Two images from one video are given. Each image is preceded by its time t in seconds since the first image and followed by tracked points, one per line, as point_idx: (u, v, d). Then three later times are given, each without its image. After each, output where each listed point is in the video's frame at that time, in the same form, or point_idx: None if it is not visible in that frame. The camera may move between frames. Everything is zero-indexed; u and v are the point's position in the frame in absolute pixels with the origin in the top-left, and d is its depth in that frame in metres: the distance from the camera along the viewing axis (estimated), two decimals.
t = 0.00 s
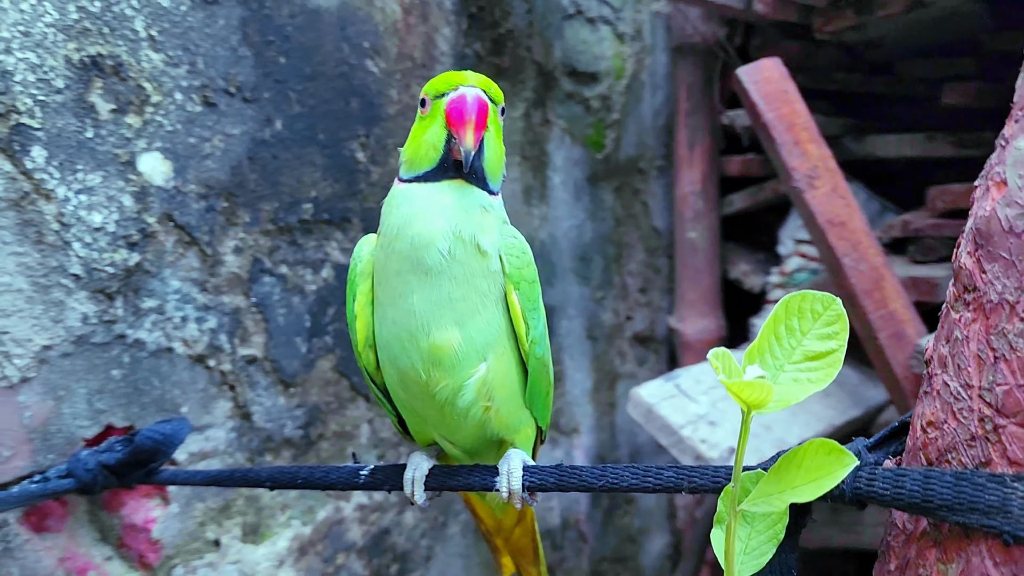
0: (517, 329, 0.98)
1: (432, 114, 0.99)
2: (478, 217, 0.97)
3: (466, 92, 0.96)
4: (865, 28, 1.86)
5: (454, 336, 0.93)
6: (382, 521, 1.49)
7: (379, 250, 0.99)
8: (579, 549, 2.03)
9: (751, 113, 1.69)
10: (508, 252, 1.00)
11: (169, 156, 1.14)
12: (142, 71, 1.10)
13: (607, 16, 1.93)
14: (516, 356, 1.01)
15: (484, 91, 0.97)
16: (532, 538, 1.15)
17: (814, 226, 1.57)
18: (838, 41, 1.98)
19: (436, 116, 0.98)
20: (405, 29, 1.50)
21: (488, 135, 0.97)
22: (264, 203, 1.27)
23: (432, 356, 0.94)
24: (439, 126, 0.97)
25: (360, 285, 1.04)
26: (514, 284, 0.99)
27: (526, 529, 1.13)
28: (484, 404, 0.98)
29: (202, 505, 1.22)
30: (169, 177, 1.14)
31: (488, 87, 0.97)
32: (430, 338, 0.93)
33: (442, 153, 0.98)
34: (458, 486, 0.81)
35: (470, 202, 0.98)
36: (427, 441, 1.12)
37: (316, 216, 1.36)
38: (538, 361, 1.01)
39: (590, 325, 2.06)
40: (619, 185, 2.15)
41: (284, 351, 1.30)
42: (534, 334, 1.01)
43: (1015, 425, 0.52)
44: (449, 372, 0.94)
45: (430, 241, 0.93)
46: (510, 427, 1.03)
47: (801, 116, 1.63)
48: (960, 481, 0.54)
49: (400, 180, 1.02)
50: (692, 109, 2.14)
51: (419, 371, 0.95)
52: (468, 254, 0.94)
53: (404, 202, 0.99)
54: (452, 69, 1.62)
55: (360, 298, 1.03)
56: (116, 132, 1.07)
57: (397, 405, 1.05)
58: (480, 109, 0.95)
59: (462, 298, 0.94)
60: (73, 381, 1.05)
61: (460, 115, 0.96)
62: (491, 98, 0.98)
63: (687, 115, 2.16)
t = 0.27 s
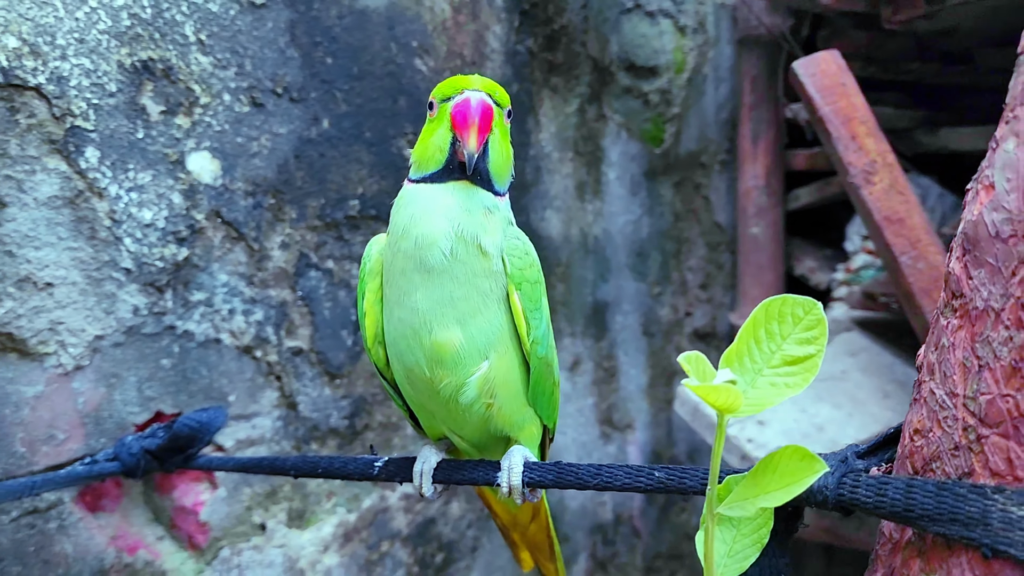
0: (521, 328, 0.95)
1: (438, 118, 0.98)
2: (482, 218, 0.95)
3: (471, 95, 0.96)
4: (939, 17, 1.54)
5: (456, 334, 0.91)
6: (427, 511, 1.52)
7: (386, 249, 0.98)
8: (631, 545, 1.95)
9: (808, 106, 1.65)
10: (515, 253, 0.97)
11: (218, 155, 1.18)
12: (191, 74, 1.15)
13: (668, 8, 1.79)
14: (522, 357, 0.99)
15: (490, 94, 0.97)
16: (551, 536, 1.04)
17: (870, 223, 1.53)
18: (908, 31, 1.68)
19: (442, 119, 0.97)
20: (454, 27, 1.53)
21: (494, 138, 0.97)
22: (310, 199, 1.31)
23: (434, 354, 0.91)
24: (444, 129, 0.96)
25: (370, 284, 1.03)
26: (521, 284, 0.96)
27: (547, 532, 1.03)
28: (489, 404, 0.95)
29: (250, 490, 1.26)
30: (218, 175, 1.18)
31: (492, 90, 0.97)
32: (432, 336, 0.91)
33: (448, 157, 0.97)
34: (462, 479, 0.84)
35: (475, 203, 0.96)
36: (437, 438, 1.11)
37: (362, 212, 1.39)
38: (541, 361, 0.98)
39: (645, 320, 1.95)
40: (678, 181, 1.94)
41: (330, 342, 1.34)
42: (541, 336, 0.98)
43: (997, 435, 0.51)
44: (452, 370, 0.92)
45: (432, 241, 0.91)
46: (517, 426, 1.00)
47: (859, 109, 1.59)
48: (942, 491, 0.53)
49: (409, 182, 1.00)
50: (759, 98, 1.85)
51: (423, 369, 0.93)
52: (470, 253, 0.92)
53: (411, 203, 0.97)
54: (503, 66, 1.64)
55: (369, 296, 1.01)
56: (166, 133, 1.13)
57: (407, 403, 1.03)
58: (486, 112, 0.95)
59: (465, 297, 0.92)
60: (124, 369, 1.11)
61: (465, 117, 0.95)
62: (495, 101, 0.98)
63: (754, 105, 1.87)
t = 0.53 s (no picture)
0: (523, 326, 0.97)
1: (446, 120, 1.00)
2: (486, 218, 0.97)
3: (479, 99, 0.98)
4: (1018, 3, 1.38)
5: (458, 332, 0.93)
6: (472, 502, 1.54)
7: (394, 249, 1.01)
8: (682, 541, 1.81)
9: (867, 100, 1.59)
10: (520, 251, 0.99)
11: (266, 154, 1.23)
12: (240, 75, 1.19)
13: None
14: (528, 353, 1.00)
15: (497, 97, 0.98)
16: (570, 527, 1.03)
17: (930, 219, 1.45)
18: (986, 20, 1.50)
19: (450, 122, 0.99)
20: (504, 25, 1.54)
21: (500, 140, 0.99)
22: (357, 196, 1.35)
23: (437, 350, 0.94)
24: (453, 132, 0.98)
25: (379, 283, 1.06)
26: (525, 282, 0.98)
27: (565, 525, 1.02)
28: (492, 399, 0.97)
29: (295, 477, 1.31)
30: (265, 173, 1.23)
31: (500, 93, 0.99)
32: (435, 333, 0.93)
33: (456, 159, 0.99)
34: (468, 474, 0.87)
35: (480, 204, 0.99)
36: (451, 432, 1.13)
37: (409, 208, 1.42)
38: (546, 358, 0.99)
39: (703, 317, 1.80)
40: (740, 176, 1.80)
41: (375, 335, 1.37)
42: (543, 333, 0.99)
43: (975, 446, 0.50)
44: (455, 366, 0.94)
45: (435, 241, 0.94)
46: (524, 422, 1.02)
47: (919, 103, 1.51)
48: (921, 500, 0.52)
49: (415, 183, 1.03)
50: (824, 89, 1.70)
51: (428, 365, 0.96)
52: (473, 252, 0.95)
53: (416, 204, 1.00)
54: (554, 62, 1.65)
55: (379, 294, 1.04)
56: (215, 133, 1.17)
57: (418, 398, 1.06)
58: (493, 116, 0.96)
59: (467, 294, 0.94)
60: (175, 359, 1.17)
61: (474, 121, 0.97)
62: (502, 104, 0.99)
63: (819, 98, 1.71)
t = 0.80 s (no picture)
0: (530, 319, 1.00)
1: (453, 118, 1.04)
2: (491, 214, 1.01)
3: (485, 96, 1.01)
4: None
5: (465, 326, 0.97)
6: (517, 493, 1.55)
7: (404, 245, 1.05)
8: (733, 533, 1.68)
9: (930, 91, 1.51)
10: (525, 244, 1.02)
11: (312, 150, 1.26)
12: (286, 74, 1.23)
13: None
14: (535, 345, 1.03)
15: (502, 95, 1.02)
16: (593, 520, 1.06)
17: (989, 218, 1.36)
18: None
19: (457, 120, 1.02)
20: (552, 19, 1.54)
21: (506, 137, 1.02)
22: (402, 190, 1.37)
23: (446, 345, 0.98)
24: (460, 129, 1.01)
25: (391, 277, 1.09)
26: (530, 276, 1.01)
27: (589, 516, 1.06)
28: (501, 391, 1.01)
29: (339, 464, 1.35)
30: (311, 168, 1.26)
31: (504, 90, 1.02)
32: (444, 328, 0.97)
33: (463, 155, 1.03)
34: (483, 464, 0.91)
35: (486, 200, 1.02)
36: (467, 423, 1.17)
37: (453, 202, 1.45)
38: (553, 350, 1.03)
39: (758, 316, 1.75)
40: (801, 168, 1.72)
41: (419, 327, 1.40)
42: (550, 325, 1.02)
43: (961, 448, 0.49)
44: (464, 360, 0.97)
45: (442, 237, 0.97)
46: (535, 412, 1.06)
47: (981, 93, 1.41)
48: (908, 502, 0.51)
49: (424, 179, 1.05)
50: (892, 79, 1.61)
51: (438, 359, 0.99)
52: (479, 248, 0.98)
53: (423, 200, 1.03)
54: (604, 56, 1.63)
55: (391, 288, 1.08)
56: (262, 129, 1.21)
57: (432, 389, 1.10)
58: (498, 112, 1.00)
59: (473, 289, 0.97)
60: (223, 347, 1.21)
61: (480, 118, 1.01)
62: (508, 101, 1.03)
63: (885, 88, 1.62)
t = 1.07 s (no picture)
0: (541, 316, 1.05)
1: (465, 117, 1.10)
2: (503, 214, 1.07)
3: (495, 96, 1.07)
4: None
5: (477, 323, 1.03)
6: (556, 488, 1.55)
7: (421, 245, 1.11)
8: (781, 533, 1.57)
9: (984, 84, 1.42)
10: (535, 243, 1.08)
11: (350, 148, 1.29)
12: (325, 73, 1.26)
13: None
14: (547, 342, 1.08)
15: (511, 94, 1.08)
16: (613, 516, 1.09)
17: None
18: None
19: (468, 120, 1.09)
20: (592, 15, 1.53)
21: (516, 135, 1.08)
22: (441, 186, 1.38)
23: (459, 341, 1.04)
24: (471, 129, 1.08)
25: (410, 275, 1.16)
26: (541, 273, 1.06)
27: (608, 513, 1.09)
28: (513, 385, 1.06)
29: (376, 455, 1.38)
30: (349, 166, 1.29)
31: (514, 90, 1.08)
32: (457, 325, 1.03)
33: (475, 154, 1.09)
34: (497, 458, 0.98)
35: (498, 199, 1.08)
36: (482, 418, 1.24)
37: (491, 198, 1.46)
38: (564, 347, 1.08)
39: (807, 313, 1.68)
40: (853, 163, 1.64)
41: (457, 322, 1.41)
42: (561, 322, 1.07)
43: (950, 451, 0.48)
44: (476, 355, 1.03)
45: (455, 236, 1.04)
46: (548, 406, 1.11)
47: None
48: (897, 505, 0.51)
49: (438, 179, 1.12)
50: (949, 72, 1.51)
51: (452, 354, 1.05)
52: (490, 246, 1.04)
53: (439, 200, 1.09)
54: (645, 52, 1.60)
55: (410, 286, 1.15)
56: (301, 128, 1.24)
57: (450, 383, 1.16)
58: (507, 112, 1.06)
59: (485, 287, 1.04)
60: (263, 341, 1.24)
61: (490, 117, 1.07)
62: (518, 101, 1.09)
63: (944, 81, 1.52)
